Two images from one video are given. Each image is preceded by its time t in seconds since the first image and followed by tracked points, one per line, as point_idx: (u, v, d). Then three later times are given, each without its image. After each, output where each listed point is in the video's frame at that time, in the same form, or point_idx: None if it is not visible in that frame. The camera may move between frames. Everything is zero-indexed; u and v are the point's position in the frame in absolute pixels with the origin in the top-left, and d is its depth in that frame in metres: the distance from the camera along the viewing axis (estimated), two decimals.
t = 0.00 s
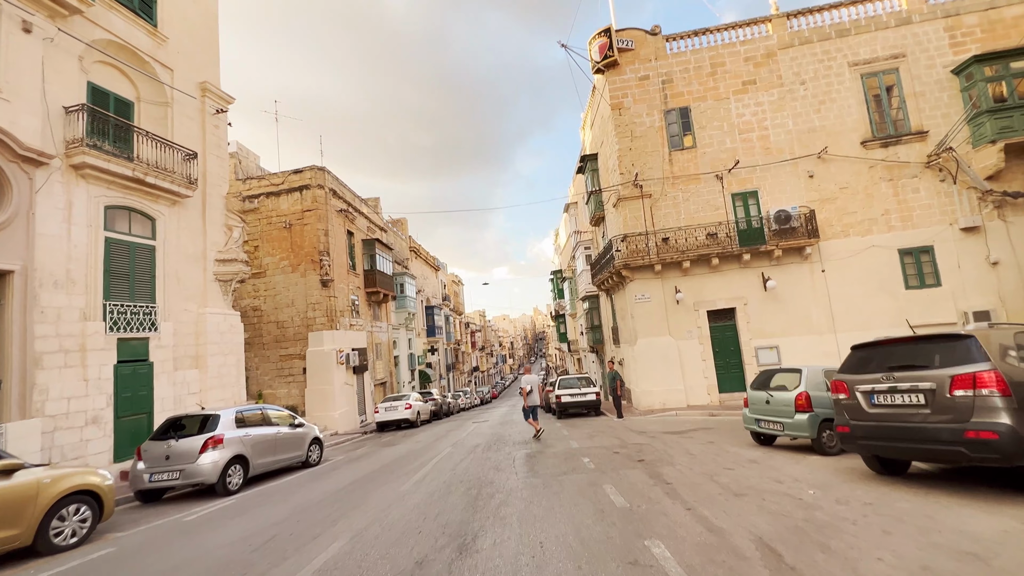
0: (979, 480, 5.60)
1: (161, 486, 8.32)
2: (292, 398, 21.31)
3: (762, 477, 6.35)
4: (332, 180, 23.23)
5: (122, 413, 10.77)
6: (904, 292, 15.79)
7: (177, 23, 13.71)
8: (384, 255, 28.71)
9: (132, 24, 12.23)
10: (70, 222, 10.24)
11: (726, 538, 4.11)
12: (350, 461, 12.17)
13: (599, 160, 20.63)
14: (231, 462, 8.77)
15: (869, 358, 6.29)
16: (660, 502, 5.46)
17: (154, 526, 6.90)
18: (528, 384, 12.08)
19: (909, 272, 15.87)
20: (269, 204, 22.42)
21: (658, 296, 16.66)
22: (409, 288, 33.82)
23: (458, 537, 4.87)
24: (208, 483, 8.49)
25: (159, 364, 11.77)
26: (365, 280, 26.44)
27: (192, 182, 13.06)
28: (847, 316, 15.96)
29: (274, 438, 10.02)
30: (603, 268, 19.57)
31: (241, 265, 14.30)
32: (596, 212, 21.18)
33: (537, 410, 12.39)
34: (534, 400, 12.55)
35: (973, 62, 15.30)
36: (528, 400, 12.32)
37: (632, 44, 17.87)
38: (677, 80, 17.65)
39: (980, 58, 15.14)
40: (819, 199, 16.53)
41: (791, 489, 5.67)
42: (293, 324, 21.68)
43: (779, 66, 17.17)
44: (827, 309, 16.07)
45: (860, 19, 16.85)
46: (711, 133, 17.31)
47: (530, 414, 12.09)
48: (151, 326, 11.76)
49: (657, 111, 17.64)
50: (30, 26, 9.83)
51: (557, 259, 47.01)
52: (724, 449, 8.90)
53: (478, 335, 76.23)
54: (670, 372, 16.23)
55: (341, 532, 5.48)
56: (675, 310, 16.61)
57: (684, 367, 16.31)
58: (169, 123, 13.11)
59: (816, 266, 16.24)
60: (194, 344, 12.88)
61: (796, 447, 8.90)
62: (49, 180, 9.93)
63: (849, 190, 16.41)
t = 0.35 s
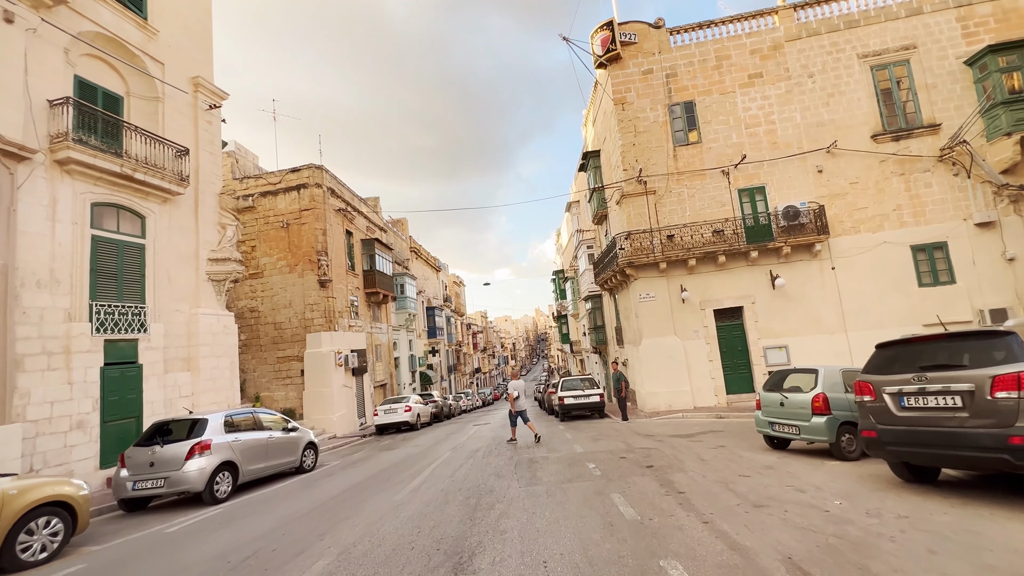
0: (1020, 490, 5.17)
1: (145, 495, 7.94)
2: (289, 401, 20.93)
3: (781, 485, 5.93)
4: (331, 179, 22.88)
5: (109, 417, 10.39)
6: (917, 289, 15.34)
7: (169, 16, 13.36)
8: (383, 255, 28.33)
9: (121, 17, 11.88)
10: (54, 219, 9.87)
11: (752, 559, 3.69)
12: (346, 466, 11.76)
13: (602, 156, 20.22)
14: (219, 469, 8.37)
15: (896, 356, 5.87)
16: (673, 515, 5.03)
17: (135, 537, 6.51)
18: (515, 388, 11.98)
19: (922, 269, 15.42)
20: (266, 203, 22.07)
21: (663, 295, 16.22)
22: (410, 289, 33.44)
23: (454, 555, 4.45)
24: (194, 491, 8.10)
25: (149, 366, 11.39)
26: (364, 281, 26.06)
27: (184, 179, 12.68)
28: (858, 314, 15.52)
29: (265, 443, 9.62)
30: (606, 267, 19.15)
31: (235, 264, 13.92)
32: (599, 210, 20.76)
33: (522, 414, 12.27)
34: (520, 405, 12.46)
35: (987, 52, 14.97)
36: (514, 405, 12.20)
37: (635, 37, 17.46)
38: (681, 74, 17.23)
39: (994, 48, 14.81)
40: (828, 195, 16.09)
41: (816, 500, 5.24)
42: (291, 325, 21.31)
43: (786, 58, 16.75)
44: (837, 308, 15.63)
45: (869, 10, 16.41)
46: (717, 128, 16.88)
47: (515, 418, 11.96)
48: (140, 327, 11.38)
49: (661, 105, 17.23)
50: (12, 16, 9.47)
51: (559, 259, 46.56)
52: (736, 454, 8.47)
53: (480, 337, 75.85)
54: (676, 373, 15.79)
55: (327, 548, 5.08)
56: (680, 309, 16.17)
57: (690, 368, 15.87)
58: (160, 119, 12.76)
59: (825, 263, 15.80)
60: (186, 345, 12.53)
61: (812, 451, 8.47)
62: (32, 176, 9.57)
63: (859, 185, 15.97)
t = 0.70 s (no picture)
0: None
1: (124, 501, 7.55)
2: (286, 401, 20.55)
3: (798, 492, 5.51)
4: (327, 175, 22.48)
5: (92, 418, 10.01)
6: (929, 285, 14.90)
7: (158, 6, 12.97)
8: (381, 253, 27.94)
9: (106, 4, 11.50)
10: (33, 212, 9.48)
11: None
12: (340, 469, 11.35)
13: (604, 151, 19.79)
14: (203, 473, 7.97)
15: (924, 352, 5.44)
16: (684, 526, 4.61)
17: (109, 548, 6.12)
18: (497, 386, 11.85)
19: (934, 264, 14.98)
20: (262, 200, 21.68)
21: (666, 292, 15.79)
22: (409, 288, 33.03)
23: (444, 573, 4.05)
24: (177, 497, 7.70)
25: (135, 366, 11.01)
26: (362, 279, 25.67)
27: (172, 172, 12.29)
28: (867, 311, 15.10)
29: (253, 446, 9.23)
30: (608, 264, 18.73)
31: (227, 261, 13.54)
32: (601, 206, 20.34)
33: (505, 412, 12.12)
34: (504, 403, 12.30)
35: (1001, 41, 14.50)
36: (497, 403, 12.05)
37: (638, 28, 17.02)
38: (685, 65, 16.79)
39: (1009, 36, 14.35)
40: (836, 188, 15.65)
41: (838, 509, 4.83)
42: (287, 324, 20.92)
43: (793, 49, 16.30)
44: (846, 305, 15.20)
45: None
46: (722, 120, 16.44)
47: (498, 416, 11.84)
48: (126, 325, 10.98)
49: (664, 98, 16.79)
50: None
51: (561, 258, 46.09)
52: (746, 457, 8.05)
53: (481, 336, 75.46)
54: (680, 372, 15.35)
55: (307, 563, 4.68)
56: (685, 306, 15.75)
57: (695, 367, 15.44)
58: (148, 111, 12.37)
59: (833, 259, 15.37)
60: (175, 344, 12.16)
61: (826, 454, 8.05)
62: (9, 168, 9.18)
63: (868, 178, 15.53)
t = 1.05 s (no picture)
0: None
1: (100, 505, 7.16)
2: (282, 400, 20.16)
3: (818, 501, 5.09)
4: (325, 170, 22.09)
5: (74, 418, 9.61)
6: (943, 282, 14.41)
7: None
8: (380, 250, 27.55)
9: None
10: (11, 203, 9.08)
11: None
12: (333, 470, 10.95)
13: (606, 145, 19.34)
14: (184, 476, 7.57)
15: (958, 350, 4.99)
16: (697, 540, 4.19)
17: (78, 557, 5.72)
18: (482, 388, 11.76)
19: (948, 260, 14.50)
20: (258, 195, 21.29)
21: (671, 289, 15.34)
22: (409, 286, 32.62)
23: None
24: (156, 501, 7.30)
25: (121, 364, 10.63)
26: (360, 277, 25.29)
27: (161, 164, 11.89)
28: (879, 309, 14.63)
29: (240, 447, 8.82)
30: (610, 261, 18.29)
31: (218, 256, 13.15)
32: (603, 201, 19.89)
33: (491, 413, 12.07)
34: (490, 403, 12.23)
35: (1018, 30, 14.19)
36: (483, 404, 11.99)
37: (642, 17, 16.56)
38: (690, 56, 16.33)
39: None
40: (846, 182, 15.18)
41: (867, 522, 4.39)
42: (283, 322, 20.54)
43: (802, 39, 15.83)
44: (856, 303, 14.74)
45: None
46: (728, 113, 15.98)
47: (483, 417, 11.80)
48: (112, 322, 10.59)
49: (669, 89, 16.33)
50: None
51: (562, 256, 45.62)
52: (757, 460, 7.63)
53: (482, 335, 75.09)
54: (685, 371, 14.91)
55: None
56: (690, 304, 15.31)
57: (700, 366, 15.00)
58: (136, 101, 11.98)
59: (844, 255, 14.90)
60: (164, 341, 11.79)
61: (842, 458, 7.60)
62: None
63: (880, 172, 15.06)
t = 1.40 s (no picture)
0: None
1: (72, 510, 6.77)
2: (277, 399, 19.79)
3: (842, 515, 4.65)
4: (322, 165, 21.69)
5: (55, 417, 9.22)
6: (958, 281, 13.92)
7: None
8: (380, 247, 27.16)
9: None
10: None
11: None
12: (325, 473, 10.54)
13: (610, 140, 18.89)
14: (163, 480, 7.16)
15: (996, 349, 4.55)
16: (712, 561, 3.75)
17: (40, 569, 5.31)
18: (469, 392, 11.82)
19: (963, 258, 14.02)
20: (254, 190, 20.92)
21: (676, 287, 14.89)
22: (409, 284, 32.25)
23: None
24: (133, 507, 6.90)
25: (106, 361, 10.24)
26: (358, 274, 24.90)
27: (150, 154, 11.50)
28: (891, 308, 14.17)
29: (225, 449, 8.42)
30: (613, 258, 17.84)
31: (209, 250, 12.77)
32: (606, 197, 19.46)
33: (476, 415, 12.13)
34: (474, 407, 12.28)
35: None
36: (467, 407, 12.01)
37: (647, 8, 16.09)
38: (697, 47, 15.86)
39: None
40: (858, 177, 14.70)
41: (903, 542, 3.95)
42: (279, 319, 20.17)
43: (812, 29, 15.34)
44: (868, 301, 14.27)
45: None
46: (736, 106, 15.50)
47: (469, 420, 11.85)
48: (96, 317, 10.19)
49: (674, 82, 15.87)
50: None
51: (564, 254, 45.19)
52: (769, 466, 7.19)
53: (483, 334, 74.76)
54: (690, 371, 14.46)
55: None
56: (695, 302, 14.85)
57: (705, 366, 14.55)
58: (124, 89, 11.58)
59: (855, 252, 14.43)
60: (152, 337, 11.43)
61: (860, 465, 7.15)
62: None
63: (893, 167, 14.57)
